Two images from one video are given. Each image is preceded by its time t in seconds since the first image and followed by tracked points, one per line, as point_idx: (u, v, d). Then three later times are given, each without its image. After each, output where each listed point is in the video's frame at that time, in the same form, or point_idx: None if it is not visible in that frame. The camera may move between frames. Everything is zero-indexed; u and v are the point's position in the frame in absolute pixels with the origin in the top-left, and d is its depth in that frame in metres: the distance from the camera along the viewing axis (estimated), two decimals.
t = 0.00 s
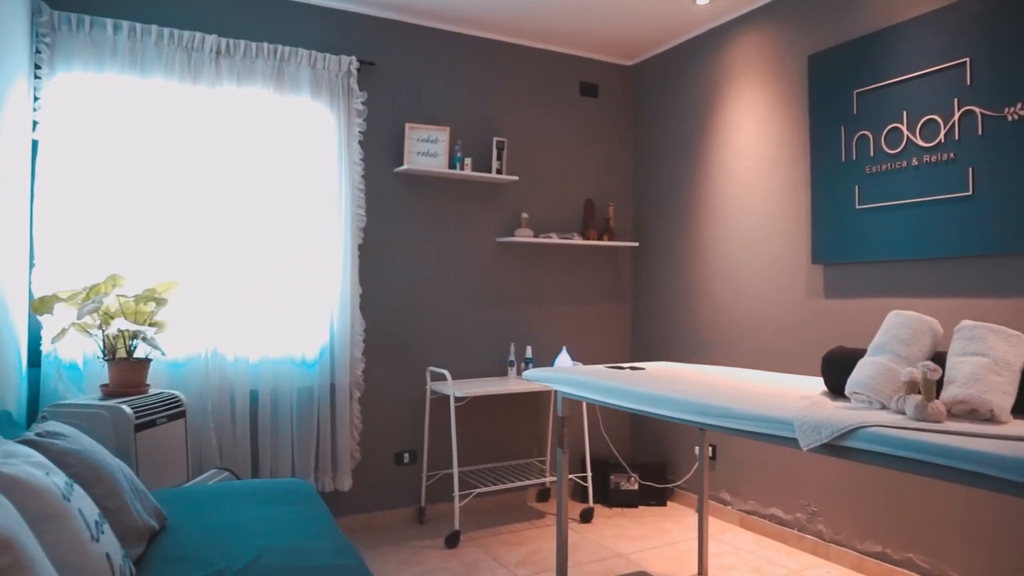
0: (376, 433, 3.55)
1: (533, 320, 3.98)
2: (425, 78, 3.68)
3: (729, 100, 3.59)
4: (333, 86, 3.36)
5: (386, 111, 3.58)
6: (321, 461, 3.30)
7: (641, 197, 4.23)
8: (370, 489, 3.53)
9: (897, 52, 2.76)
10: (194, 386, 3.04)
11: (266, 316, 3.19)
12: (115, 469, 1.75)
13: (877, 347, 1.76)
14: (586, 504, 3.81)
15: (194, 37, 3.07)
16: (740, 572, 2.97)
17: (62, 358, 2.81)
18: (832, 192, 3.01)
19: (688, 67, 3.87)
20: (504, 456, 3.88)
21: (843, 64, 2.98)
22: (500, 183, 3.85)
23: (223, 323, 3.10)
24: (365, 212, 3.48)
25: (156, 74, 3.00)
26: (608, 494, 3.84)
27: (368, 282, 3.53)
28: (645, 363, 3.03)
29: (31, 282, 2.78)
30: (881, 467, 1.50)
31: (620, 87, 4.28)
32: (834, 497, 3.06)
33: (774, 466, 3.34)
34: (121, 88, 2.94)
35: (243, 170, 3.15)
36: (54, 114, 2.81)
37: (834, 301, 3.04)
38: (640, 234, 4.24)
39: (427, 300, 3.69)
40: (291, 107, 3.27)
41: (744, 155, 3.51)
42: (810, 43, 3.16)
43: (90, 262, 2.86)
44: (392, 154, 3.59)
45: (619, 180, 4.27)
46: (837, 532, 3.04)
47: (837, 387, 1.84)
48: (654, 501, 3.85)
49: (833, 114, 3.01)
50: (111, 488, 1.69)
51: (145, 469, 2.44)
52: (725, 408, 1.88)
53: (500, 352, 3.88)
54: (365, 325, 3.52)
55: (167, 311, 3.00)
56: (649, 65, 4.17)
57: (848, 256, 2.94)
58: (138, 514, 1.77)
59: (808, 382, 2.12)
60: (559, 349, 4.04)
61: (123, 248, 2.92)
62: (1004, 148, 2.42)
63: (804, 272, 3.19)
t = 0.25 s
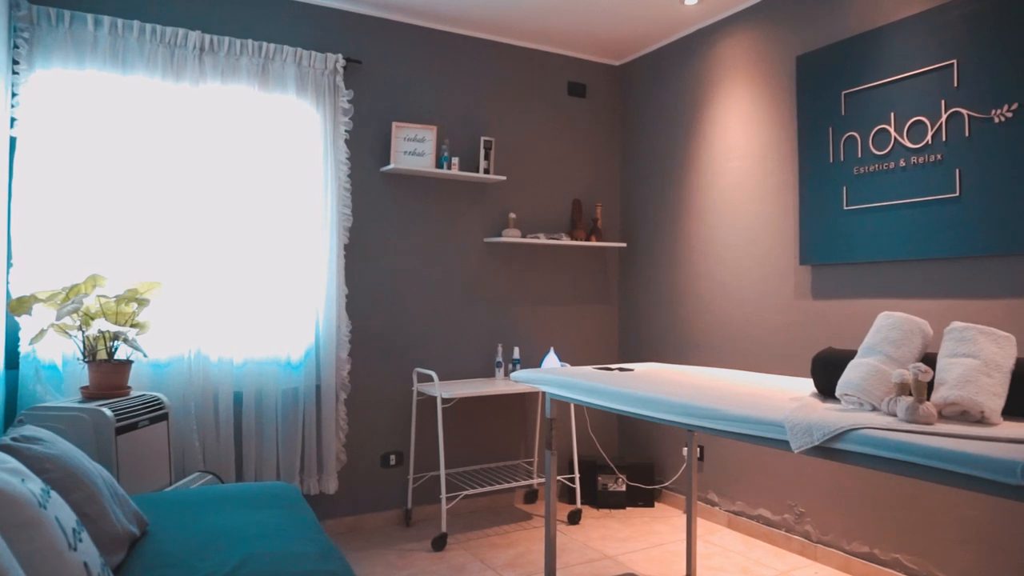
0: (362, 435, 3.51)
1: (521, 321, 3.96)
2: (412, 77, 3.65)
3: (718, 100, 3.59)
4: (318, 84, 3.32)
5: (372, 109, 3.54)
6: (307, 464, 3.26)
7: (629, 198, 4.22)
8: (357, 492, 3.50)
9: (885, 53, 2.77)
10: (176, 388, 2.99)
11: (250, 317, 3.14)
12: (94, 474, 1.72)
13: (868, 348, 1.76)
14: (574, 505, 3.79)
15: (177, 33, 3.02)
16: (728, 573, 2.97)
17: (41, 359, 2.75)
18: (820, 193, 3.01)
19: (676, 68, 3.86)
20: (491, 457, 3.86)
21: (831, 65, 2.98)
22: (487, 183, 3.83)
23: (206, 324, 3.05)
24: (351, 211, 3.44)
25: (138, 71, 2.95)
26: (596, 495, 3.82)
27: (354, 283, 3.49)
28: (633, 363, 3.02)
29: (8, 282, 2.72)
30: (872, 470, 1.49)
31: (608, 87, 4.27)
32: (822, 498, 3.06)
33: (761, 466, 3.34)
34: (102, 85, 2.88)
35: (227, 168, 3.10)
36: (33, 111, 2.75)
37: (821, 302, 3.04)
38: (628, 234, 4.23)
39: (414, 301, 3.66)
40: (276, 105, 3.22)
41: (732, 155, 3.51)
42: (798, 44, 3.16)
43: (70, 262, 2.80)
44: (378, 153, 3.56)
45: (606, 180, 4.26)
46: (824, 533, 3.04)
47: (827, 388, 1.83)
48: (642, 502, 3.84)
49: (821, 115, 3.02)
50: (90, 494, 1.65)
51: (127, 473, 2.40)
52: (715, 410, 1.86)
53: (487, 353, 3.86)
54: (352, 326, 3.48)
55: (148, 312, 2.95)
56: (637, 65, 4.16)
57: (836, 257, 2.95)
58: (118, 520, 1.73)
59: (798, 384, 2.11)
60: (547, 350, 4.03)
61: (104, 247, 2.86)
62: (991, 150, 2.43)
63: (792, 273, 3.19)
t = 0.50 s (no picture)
0: (348, 437, 3.48)
1: (508, 321, 3.94)
2: (399, 75, 3.62)
3: (705, 101, 3.59)
4: (304, 82, 3.28)
5: (358, 108, 3.51)
6: (292, 466, 3.22)
7: (616, 198, 4.21)
8: (342, 494, 3.46)
9: (872, 54, 2.78)
10: (159, 390, 2.94)
11: (234, 317, 3.10)
12: (72, 479, 1.68)
13: (858, 349, 1.75)
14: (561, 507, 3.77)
15: (160, 29, 2.97)
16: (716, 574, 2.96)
17: (19, 359, 2.69)
18: (808, 193, 3.02)
19: (664, 68, 3.86)
20: (479, 459, 3.83)
21: (818, 66, 2.98)
22: (475, 182, 3.80)
23: (189, 324, 3.00)
24: (337, 210, 3.40)
25: (119, 68, 2.90)
26: (584, 497, 3.81)
27: (340, 283, 3.46)
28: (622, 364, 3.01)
29: None
30: (864, 472, 1.48)
31: (596, 87, 4.26)
32: (809, 498, 3.06)
33: (749, 467, 3.34)
34: (83, 82, 2.83)
35: (210, 167, 3.06)
36: (11, 107, 2.70)
37: (809, 303, 3.04)
38: (616, 235, 4.22)
39: (400, 301, 3.62)
40: (260, 103, 3.18)
41: (720, 156, 3.51)
42: (786, 45, 3.16)
43: (48, 261, 2.74)
44: (365, 152, 3.52)
45: (594, 180, 4.25)
46: (812, 533, 3.04)
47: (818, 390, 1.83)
48: (629, 503, 3.83)
49: (809, 115, 3.02)
50: (67, 499, 1.62)
51: (107, 477, 2.35)
52: (705, 411, 1.85)
53: (474, 354, 3.83)
54: (337, 326, 3.44)
55: (130, 312, 2.90)
56: (624, 65, 4.15)
57: (823, 258, 2.95)
58: (98, 526, 1.69)
59: (787, 385, 2.11)
60: (534, 351, 4.01)
61: (84, 247, 2.81)
62: (978, 151, 2.44)
63: (779, 273, 3.19)
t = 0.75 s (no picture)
0: (334, 439, 3.44)
1: (496, 322, 3.92)
2: (386, 73, 3.59)
3: (694, 101, 3.59)
4: (289, 79, 3.24)
5: (344, 106, 3.47)
6: (277, 468, 3.17)
7: (604, 198, 4.20)
8: (328, 497, 3.42)
9: (860, 56, 2.78)
10: (141, 391, 2.89)
11: (217, 318, 3.06)
12: (50, 484, 1.63)
13: (848, 350, 1.74)
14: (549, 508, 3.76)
15: (142, 24, 2.92)
16: None
17: None
18: (796, 194, 3.02)
19: (652, 68, 3.85)
20: (466, 460, 3.81)
21: (807, 67, 2.98)
22: (462, 182, 3.78)
23: (172, 324, 2.96)
24: (322, 209, 3.37)
25: (100, 64, 2.84)
26: (571, 498, 3.79)
27: (326, 283, 3.42)
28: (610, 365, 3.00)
29: None
30: (856, 474, 1.48)
31: (584, 86, 4.25)
32: (797, 498, 3.07)
33: (737, 467, 3.34)
34: (63, 77, 2.77)
35: (195, 166, 3.01)
36: None
37: (797, 304, 3.04)
38: (603, 235, 4.21)
39: (387, 301, 3.59)
40: (245, 100, 3.14)
41: (708, 156, 3.50)
42: (774, 46, 3.16)
43: (27, 260, 2.69)
44: (351, 151, 3.49)
45: (582, 180, 4.23)
46: (800, 534, 3.04)
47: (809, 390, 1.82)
48: (617, 504, 3.82)
49: (797, 116, 3.02)
50: (44, 505, 1.57)
51: (88, 481, 2.30)
52: (696, 413, 1.84)
53: (462, 354, 3.81)
54: (323, 327, 3.40)
55: (111, 312, 2.84)
56: (612, 65, 4.14)
57: (812, 258, 2.95)
58: (76, 532, 1.65)
59: (777, 387, 2.10)
60: (522, 351, 3.99)
61: (63, 246, 2.75)
62: (965, 153, 2.44)
63: (767, 274, 3.19)
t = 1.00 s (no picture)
0: (320, 441, 3.40)
1: (483, 322, 3.89)
2: (372, 71, 3.56)
3: (682, 101, 3.58)
4: (274, 77, 3.20)
5: (331, 104, 3.43)
6: (261, 471, 3.13)
7: (592, 198, 4.19)
8: (314, 500, 3.38)
9: (848, 57, 2.79)
10: (123, 393, 2.84)
11: (201, 318, 3.01)
12: (27, 489, 1.58)
13: (839, 351, 1.74)
14: (536, 510, 3.74)
15: (123, 20, 2.87)
16: None
17: None
18: (784, 194, 3.02)
19: (640, 68, 3.85)
20: (453, 462, 3.78)
21: (796, 68, 2.99)
22: (450, 181, 3.75)
23: (154, 325, 2.91)
24: (308, 209, 3.33)
25: (80, 60, 2.79)
26: (559, 500, 3.78)
27: (311, 283, 3.38)
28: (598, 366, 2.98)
29: None
30: (848, 476, 1.47)
31: (571, 86, 4.24)
32: (784, 499, 3.07)
33: (725, 468, 3.34)
34: (42, 74, 2.71)
35: (177, 164, 2.97)
36: None
37: (785, 304, 3.05)
38: (591, 235, 4.20)
39: (373, 302, 3.56)
40: (229, 98, 3.09)
41: (696, 156, 3.50)
42: (762, 46, 3.17)
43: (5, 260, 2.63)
44: (337, 150, 3.45)
45: (570, 180, 4.22)
46: (787, 534, 3.05)
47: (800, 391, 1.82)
48: (605, 506, 3.81)
49: (785, 116, 3.02)
50: (22, 512, 1.52)
51: (68, 486, 2.25)
52: (686, 415, 1.82)
53: (449, 355, 3.78)
54: (309, 328, 3.36)
55: (91, 313, 2.79)
56: (600, 64, 4.13)
57: (799, 259, 2.96)
58: (53, 539, 1.60)
59: (766, 388, 2.09)
60: (510, 352, 3.97)
61: (42, 245, 2.70)
62: (952, 154, 2.45)
63: (755, 274, 3.19)
